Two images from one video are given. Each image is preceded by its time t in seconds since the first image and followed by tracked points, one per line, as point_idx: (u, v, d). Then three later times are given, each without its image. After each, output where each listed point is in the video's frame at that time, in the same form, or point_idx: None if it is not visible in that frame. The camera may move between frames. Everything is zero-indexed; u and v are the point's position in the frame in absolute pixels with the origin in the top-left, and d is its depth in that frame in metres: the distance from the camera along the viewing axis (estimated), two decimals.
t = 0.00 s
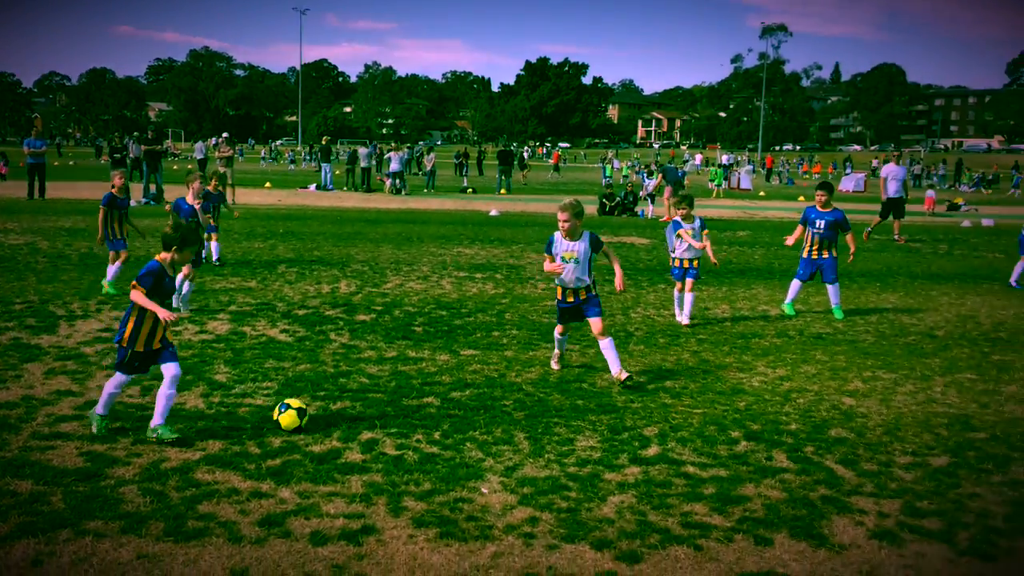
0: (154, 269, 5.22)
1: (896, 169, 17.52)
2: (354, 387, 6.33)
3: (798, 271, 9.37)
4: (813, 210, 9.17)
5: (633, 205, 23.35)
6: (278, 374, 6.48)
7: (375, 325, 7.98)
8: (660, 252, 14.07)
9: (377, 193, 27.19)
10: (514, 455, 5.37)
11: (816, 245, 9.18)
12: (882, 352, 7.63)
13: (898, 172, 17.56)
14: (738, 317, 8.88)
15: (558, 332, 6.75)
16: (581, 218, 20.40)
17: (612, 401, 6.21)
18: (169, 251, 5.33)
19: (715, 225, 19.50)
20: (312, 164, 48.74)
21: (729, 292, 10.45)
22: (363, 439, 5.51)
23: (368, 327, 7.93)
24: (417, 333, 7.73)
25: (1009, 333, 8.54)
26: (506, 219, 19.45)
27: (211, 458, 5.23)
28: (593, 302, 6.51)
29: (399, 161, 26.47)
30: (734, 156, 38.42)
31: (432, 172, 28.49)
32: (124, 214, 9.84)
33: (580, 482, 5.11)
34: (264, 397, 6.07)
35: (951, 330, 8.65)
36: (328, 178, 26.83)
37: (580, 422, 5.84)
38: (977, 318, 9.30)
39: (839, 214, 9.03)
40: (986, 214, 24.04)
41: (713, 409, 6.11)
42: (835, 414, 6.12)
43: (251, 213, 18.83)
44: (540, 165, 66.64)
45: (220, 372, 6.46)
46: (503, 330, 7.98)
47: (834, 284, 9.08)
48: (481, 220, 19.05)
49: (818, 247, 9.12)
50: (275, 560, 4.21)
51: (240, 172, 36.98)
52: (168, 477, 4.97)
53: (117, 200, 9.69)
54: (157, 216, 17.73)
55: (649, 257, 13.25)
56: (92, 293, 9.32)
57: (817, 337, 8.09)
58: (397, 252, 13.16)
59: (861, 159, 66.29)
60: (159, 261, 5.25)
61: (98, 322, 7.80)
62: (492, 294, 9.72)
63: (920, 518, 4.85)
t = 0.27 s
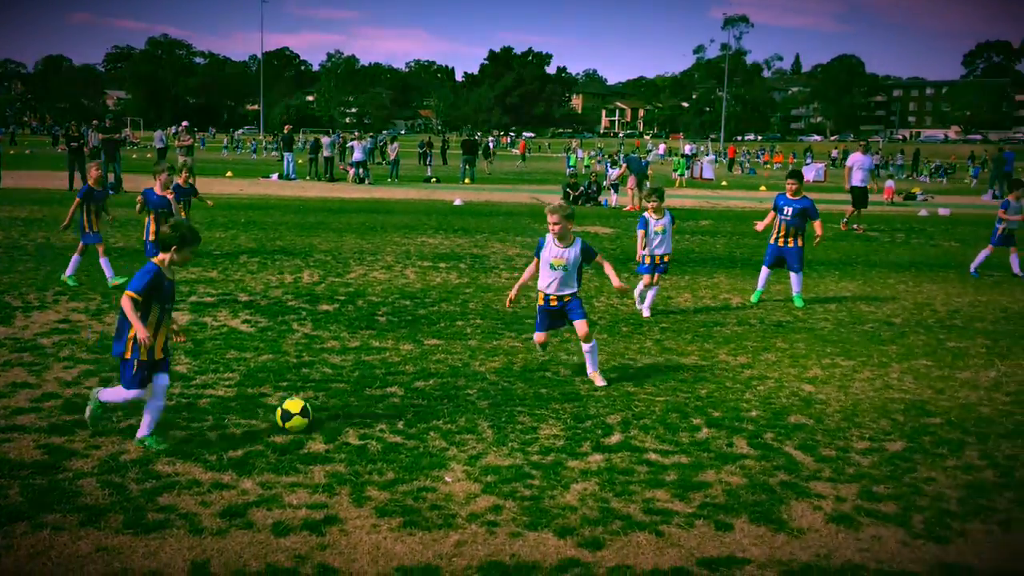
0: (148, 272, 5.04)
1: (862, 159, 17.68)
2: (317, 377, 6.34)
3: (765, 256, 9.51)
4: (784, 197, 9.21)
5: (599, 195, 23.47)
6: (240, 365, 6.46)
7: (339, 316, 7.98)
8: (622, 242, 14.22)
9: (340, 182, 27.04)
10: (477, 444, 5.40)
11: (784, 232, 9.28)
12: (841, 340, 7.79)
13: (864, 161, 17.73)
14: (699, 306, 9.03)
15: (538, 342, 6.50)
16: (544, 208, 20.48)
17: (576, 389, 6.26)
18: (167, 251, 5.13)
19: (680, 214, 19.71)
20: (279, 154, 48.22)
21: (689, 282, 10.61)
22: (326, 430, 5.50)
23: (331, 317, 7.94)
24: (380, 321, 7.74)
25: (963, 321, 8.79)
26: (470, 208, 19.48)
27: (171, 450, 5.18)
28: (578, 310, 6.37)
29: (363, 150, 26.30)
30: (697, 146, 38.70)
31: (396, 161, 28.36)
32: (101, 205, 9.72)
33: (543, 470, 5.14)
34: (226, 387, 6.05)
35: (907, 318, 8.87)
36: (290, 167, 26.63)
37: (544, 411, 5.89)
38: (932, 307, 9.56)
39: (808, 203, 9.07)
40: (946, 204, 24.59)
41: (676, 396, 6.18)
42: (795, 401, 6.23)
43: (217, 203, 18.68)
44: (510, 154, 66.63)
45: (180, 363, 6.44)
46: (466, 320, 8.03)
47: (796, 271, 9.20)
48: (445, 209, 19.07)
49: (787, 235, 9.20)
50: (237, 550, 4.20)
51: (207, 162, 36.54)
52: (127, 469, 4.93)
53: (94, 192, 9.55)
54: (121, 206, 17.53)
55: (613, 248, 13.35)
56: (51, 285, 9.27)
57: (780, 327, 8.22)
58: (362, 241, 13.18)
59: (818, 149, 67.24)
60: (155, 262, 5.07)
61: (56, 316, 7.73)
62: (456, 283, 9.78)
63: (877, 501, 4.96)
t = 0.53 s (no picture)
0: (147, 265, 4.78)
1: (828, 149, 17.79)
2: (279, 368, 6.37)
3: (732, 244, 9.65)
4: (752, 185, 9.31)
5: (563, 185, 23.50)
6: (201, 356, 6.47)
7: (302, 308, 7.98)
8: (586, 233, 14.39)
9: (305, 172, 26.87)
10: (440, 434, 5.42)
11: (750, 221, 9.38)
12: (801, 332, 7.97)
13: (831, 152, 17.84)
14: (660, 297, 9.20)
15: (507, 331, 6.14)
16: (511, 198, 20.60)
17: (539, 378, 6.33)
18: (171, 244, 4.85)
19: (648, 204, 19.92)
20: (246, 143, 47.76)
21: (650, 272, 10.79)
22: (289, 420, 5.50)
23: (294, 309, 7.98)
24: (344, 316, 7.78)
25: (918, 312, 9.06)
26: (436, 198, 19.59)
27: (132, 444, 5.15)
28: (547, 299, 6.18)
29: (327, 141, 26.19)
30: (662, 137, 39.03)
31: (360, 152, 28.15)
32: (78, 197, 9.54)
33: (507, 459, 5.16)
34: (187, 378, 6.05)
35: (865, 310, 9.11)
36: (253, 157, 26.40)
37: (507, 401, 5.94)
38: (888, 298, 9.83)
39: (774, 192, 9.18)
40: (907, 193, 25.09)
41: (637, 385, 6.26)
42: (756, 390, 6.35)
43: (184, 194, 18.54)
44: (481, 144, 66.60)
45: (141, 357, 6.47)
46: (429, 312, 8.09)
47: (759, 260, 9.33)
48: (411, 199, 19.12)
49: (755, 224, 9.30)
50: (200, 542, 4.19)
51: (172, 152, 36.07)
52: (86, 462, 4.87)
53: (72, 184, 9.35)
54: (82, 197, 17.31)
55: (578, 238, 13.41)
56: (8, 279, 9.19)
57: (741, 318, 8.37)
58: (327, 232, 13.20)
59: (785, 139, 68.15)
60: (154, 255, 4.80)
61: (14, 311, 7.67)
62: (419, 274, 9.89)
63: (836, 486, 5.06)
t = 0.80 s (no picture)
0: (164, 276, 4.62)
1: (798, 141, 17.98)
2: (244, 360, 6.41)
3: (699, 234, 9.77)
4: (718, 175, 9.36)
5: (533, 172, 23.51)
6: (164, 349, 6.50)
7: (270, 299, 8.04)
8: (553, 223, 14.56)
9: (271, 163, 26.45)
10: (406, 423, 5.43)
11: (718, 213, 9.41)
12: (766, 320, 8.13)
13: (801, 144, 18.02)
14: (624, 288, 9.37)
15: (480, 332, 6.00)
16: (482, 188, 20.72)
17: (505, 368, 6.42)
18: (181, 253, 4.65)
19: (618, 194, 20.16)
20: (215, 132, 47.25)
21: (614, 262, 10.98)
22: (253, 411, 5.51)
23: (262, 300, 8.02)
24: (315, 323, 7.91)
25: (878, 298, 9.31)
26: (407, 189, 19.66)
27: (94, 437, 5.11)
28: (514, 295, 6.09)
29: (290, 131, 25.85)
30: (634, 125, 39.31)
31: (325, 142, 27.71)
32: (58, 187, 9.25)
33: (474, 448, 5.19)
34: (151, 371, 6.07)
35: (827, 297, 9.33)
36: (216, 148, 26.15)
37: (474, 390, 6.00)
38: (849, 284, 10.06)
39: (741, 183, 9.28)
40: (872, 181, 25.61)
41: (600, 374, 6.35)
42: (720, 378, 6.46)
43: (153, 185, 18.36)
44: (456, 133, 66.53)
45: (104, 351, 6.49)
46: (396, 303, 8.17)
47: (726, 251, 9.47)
48: (382, 190, 19.17)
49: (721, 215, 9.35)
50: (165, 536, 4.16)
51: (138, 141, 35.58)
52: (48, 456, 4.83)
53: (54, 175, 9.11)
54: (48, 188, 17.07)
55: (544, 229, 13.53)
56: None
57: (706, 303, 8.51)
58: (296, 224, 13.24)
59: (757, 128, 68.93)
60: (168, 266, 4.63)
61: None
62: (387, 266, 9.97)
63: (799, 471, 5.15)
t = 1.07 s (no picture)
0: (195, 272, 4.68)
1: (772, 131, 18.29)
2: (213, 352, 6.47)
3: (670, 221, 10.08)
4: (690, 166, 9.39)
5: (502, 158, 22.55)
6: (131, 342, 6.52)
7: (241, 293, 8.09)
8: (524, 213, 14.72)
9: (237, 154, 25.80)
10: (403, 426, 5.23)
11: (688, 202, 9.56)
12: (740, 315, 8.29)
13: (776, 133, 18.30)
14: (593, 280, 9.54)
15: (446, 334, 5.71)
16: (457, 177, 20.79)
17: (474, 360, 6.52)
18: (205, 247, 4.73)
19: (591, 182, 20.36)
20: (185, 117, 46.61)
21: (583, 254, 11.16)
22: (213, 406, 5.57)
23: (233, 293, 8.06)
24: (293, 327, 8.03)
25: (854, 290, 9.52)
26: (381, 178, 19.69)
27: (59, 429, 5.09)
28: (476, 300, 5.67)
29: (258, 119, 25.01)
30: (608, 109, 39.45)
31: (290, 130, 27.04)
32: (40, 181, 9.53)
33: (444, 439, 5.25)
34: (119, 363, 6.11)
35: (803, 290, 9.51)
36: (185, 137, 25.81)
37: (444, 382, 6.08)
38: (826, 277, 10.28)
39: (712, 172, 9.33)
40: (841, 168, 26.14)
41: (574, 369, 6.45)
42: (683, 367, 6.60)
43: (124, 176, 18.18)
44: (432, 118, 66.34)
45: (70, 344, 6.51)
46: (366, 298, 8.29)
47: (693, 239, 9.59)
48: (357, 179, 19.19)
49: (692, 204, 9.51)
50: (158, 538, 4.06)
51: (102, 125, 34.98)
52: (13, 449, 4.81)
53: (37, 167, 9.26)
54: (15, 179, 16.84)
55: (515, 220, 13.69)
56: None
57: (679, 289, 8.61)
58: (267, 216, 13.28)
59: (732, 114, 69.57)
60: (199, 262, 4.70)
61: None
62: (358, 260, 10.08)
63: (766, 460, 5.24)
